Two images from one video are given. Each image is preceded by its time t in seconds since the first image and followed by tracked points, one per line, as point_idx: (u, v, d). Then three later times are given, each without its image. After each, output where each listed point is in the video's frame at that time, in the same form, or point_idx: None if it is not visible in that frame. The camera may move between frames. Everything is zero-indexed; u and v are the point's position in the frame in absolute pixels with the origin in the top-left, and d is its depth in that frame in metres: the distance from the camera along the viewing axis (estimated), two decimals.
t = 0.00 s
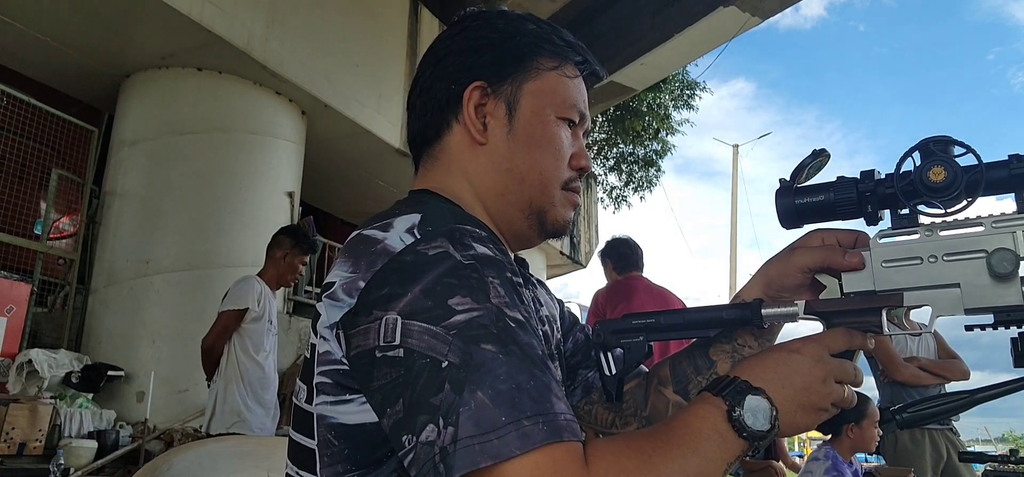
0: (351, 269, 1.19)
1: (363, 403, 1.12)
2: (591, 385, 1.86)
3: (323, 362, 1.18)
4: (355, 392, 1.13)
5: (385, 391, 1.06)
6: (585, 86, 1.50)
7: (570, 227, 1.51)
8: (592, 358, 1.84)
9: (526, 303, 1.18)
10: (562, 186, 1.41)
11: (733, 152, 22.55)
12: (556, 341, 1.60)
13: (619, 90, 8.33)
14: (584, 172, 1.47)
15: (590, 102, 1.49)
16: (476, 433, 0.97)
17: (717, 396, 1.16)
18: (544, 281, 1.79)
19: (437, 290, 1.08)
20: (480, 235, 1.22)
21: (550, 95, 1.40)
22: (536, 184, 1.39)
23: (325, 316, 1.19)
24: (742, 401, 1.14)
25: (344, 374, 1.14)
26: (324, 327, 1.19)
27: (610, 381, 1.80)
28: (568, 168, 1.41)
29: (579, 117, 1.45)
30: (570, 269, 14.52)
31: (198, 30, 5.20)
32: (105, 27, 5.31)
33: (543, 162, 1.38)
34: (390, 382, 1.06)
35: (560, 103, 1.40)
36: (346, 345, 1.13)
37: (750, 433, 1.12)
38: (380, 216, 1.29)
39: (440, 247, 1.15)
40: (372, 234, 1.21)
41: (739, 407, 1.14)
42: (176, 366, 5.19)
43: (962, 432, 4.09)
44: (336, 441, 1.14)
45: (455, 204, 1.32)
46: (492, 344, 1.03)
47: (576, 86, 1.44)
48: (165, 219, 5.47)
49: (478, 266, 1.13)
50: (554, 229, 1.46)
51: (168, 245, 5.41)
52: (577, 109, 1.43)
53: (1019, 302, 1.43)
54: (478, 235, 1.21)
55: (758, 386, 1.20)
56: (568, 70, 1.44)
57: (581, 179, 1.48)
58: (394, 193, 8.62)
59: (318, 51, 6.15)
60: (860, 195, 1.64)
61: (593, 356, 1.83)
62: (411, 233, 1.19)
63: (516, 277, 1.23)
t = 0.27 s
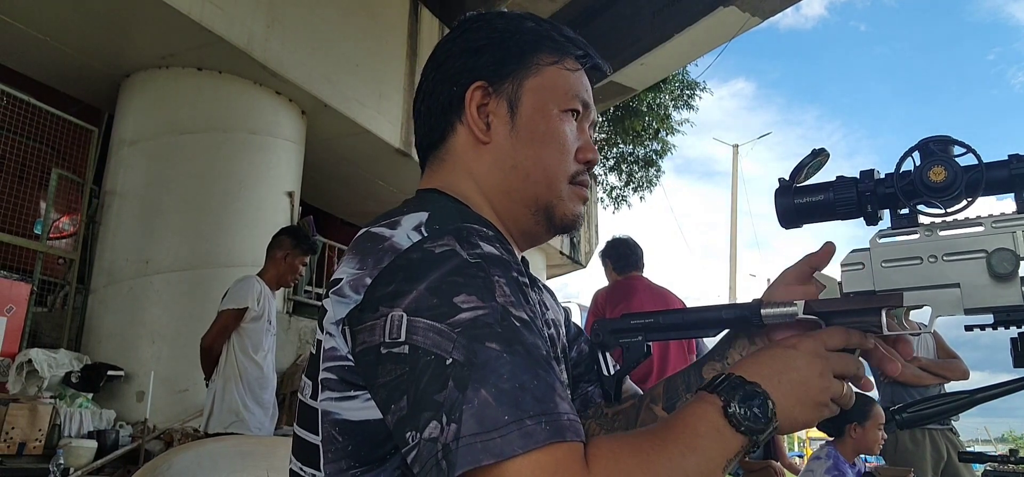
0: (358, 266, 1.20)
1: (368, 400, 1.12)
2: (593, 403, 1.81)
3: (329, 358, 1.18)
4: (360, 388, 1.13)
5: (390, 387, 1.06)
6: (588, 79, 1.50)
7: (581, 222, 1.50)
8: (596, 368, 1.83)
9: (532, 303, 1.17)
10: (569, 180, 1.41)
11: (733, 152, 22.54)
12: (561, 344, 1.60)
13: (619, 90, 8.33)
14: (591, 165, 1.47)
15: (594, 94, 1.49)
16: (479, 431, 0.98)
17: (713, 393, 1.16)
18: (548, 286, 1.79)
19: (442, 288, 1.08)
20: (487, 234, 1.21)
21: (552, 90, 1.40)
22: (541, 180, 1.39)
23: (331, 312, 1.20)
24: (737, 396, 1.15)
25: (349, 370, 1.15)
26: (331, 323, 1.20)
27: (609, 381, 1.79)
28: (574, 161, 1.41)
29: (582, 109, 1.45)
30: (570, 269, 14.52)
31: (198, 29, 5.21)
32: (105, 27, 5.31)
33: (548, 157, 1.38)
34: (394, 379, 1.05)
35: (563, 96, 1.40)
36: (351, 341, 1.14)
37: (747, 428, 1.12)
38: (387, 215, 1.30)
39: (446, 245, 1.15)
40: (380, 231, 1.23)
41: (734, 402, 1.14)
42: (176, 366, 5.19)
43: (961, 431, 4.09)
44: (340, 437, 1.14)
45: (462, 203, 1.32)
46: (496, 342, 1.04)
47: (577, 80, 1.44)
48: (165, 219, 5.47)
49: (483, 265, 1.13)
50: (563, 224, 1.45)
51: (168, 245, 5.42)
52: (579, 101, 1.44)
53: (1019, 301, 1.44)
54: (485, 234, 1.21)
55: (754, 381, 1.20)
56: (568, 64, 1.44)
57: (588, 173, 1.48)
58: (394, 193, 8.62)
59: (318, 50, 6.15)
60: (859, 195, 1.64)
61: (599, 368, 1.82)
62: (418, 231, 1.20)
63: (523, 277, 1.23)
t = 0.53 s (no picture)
0: (374, 261, 1.21)
1: (383, 393, 1.13)
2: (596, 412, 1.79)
3: (344, 351, 1.19)
4: (376, 382, 1.14)
5: (407, 382, 1.07)
6: (598, 73, 1.50)
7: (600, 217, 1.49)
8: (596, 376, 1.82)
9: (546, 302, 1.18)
10: (584, 173, 1.41)
11: (733, 152, 22.52)
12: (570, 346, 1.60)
13: (619, 90, 8.33)
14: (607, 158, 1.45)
15: (607, 88, 1.49)
16: (491, 426, 0.98)
17: (733, 379, 1.16)
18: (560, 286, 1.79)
19: (457, 284, 1.09)
20: (503, 234, 1.21)
21: (562, 85, 1.40)
22: (555, 175, 1.39)
23: (347, 306, 1.21)
24: (757, 379, 1.14)
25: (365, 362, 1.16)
26: (346, 317, 1.21)
27: (607, 383, 1.80)
28: (589, 154, 1.41)
29: (594, 102, 1.44)
30: (570, 269, 14.51)
31: (198, 30, 5.21)
32: (105, 27, 5.32)
33: (560, 152, 1.38)
34: (410, 374, 1.07)
35: (573, 90, 1.41)
36: (369, 336, 1.14)
37: (772, 407, 1.12)
38: (405, 211, 1.31)
39: (462, 242, 1.15)
40: (397, 228, 1.23)
41: (753, 385, 1.13)
42: (175, 366, 5.19)
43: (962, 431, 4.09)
44: (352, 430, 1.15)
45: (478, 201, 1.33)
46: (510, 338, 1.04)
47: (588, 74, 1.44)
48: (166, 219, 5.48)
49: (499, 262, 1.13)
50: (581, 218, 1.44)
51: (170, 245, 5.42)
52: (590, 94, 1.43)
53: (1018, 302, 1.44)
54: (501, 233, 1.21)
55: (773, 362, 1.18)
56: (577, 58, 1.44)
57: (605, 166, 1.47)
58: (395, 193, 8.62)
59: (318, 50, 6.15)
60: (858, 195, 1.65)
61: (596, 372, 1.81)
62: (435, 228, 1.20)
63: (538, 275, 1.23)
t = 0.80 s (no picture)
0: (399, 254, 1.23)
1: (414, 377, 1.15)
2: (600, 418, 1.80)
3: (371, 338, 1.21)
4: (406, 366, 1.16)
5: (463, 354, 1.09)
6: (614, 70, 1.49)
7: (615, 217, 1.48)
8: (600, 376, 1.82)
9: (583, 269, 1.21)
10: (599, 171, 1.41)
11: (732, 152, 22.50)
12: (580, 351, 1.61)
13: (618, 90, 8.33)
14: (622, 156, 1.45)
15: (620, 85, 1.47)
16: (577, 366, 1.02)
17: (910, 311, 1.07)
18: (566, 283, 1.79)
19: (494, 260, 1.11)
20: (529, 210, 1.25)
21: (574, 85, 1.41)
22: (569, 175, 1.40)
23: (373, 296, 1.23)
24: (939, 316, 1.04)
25: (398, 348, 1.17)
26: (371, 306, 1.24)
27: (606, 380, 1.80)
28: (603, 152, 1.41)
29: (608, 100, 1.44)
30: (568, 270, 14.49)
31: (198, 29, 5.21)
32: (105, 27, 5.32)
33: (573, 152, 1.39)
34: (464, 348, 1.09)
35: (586, 89, 1.41)
36: (405, 321, 1.17)
37: (947, 351, 1.02)
38: (426, 204, 1.33)
39: (489, 222, 1.18)
40: (419, 220, 1.26)
41: (933, 324, 1.04)
42: (174, 366, 5.19)
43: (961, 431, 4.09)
44: (374, 415, 1.18)
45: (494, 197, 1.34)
46: (565, 289, 1.07)
47: (601, 73, 1.44)
48: (165, 218, 5.48)
49: (528, 231, 1.16)
50: (596, 218, 1.43)
51: (170, 245, 5.43)
52: (603, 93, 1.43)
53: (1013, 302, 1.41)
54: (526, 210, 1.24)
55: (962, 302, 1.05)
56: (589, 57, 1.44)
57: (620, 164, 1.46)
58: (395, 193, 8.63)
59: (319, 51, 6.16)
60: (859, 195, 1.64)
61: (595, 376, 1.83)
62: (459, 215, 1.23)
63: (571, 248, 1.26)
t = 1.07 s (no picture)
0: (408, 248, 1.26)
1: (426, 370, 1.17)
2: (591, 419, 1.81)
3: (383, 331, 1.23)
4: (417, 360, 1.18)
5: (480, 341, 1.09)
6: (611, 64, 1.52)
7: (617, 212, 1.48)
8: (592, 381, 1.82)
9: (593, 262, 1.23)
10: (599, 164, 1.43)
11: (721, 154, 22.57)
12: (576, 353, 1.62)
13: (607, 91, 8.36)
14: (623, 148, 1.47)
15: (619, 80, 1.50)
16: (597, 349, 1.04)
17: (946, 314, 1.10)
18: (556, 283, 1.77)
19: (511, 251, 1.14)
20: (541, 205, 1.27)
21: (573, 78, 1.43)
22: (570, 167, 1.41)
23: (384, 290, 1.25)
24: (975, 323, 1.08)
25: (410, 343, 1.19)
26: (381, 301, 1.26)
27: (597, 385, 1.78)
28: (603, 144, 1.43)
29: (607, 94, 1.46)
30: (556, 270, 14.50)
31: (186, 26, 5.19)
32: (92, 23, 5.28)
33: (573, 144, 1.41)
34: (480, 334, 1.10)
35: (584, 82, 1.44)
36: (417, 312, 1.18)
37: (978, 358, 1.06)
38: (433, 200, 1.35)
39: (502, 215, 1.21)
40: (429, 216, 1.29)
41: (969, 330, 1.07)
42: (160, 364, 5.17)
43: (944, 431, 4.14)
44: (385, 409, 1.19)
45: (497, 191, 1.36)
46: (582, 279, 1.09)
47: (598, 66, 1.47)
48: (152, 216, 5.46)
49: (544, 222, 1.19)
50: (598, 211, 1.44)
51: (156, 242, 5.41)
52: (602, 86, 1.45)
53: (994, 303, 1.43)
54: (537, 204, 1.27)
55: (1001, 312, 1.09)
56: (586, 51, 1.47)
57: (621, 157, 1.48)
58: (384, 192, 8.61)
59: (308, 49, 6.15)
60: (845, 198, 1.67)
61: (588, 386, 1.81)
62: (469, 210, 1.26)
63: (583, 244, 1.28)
